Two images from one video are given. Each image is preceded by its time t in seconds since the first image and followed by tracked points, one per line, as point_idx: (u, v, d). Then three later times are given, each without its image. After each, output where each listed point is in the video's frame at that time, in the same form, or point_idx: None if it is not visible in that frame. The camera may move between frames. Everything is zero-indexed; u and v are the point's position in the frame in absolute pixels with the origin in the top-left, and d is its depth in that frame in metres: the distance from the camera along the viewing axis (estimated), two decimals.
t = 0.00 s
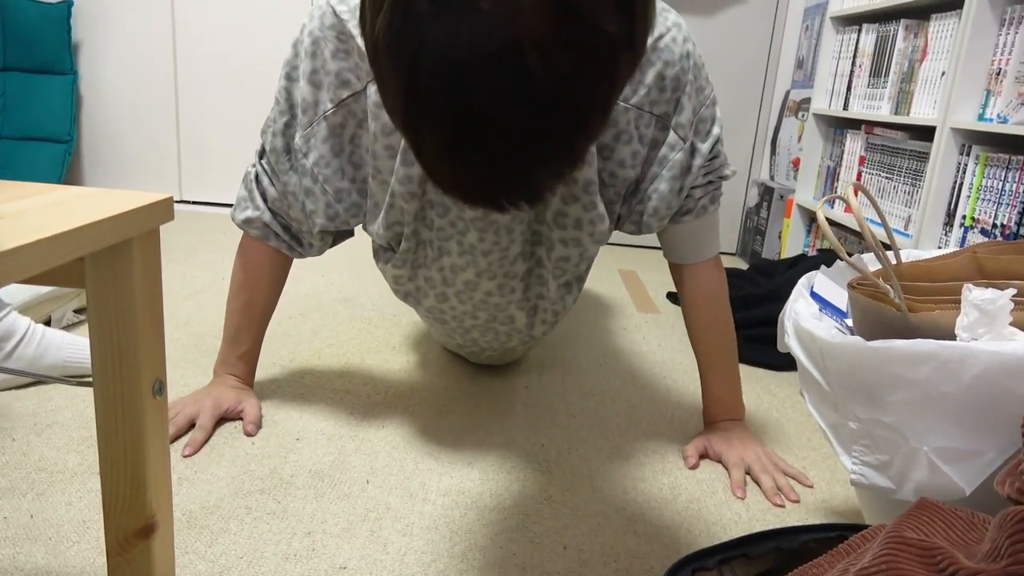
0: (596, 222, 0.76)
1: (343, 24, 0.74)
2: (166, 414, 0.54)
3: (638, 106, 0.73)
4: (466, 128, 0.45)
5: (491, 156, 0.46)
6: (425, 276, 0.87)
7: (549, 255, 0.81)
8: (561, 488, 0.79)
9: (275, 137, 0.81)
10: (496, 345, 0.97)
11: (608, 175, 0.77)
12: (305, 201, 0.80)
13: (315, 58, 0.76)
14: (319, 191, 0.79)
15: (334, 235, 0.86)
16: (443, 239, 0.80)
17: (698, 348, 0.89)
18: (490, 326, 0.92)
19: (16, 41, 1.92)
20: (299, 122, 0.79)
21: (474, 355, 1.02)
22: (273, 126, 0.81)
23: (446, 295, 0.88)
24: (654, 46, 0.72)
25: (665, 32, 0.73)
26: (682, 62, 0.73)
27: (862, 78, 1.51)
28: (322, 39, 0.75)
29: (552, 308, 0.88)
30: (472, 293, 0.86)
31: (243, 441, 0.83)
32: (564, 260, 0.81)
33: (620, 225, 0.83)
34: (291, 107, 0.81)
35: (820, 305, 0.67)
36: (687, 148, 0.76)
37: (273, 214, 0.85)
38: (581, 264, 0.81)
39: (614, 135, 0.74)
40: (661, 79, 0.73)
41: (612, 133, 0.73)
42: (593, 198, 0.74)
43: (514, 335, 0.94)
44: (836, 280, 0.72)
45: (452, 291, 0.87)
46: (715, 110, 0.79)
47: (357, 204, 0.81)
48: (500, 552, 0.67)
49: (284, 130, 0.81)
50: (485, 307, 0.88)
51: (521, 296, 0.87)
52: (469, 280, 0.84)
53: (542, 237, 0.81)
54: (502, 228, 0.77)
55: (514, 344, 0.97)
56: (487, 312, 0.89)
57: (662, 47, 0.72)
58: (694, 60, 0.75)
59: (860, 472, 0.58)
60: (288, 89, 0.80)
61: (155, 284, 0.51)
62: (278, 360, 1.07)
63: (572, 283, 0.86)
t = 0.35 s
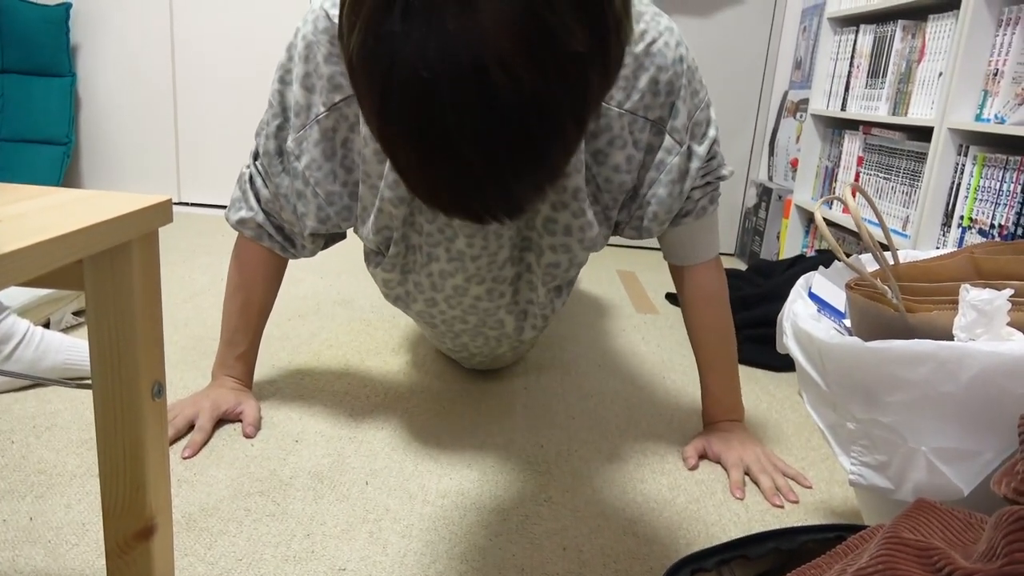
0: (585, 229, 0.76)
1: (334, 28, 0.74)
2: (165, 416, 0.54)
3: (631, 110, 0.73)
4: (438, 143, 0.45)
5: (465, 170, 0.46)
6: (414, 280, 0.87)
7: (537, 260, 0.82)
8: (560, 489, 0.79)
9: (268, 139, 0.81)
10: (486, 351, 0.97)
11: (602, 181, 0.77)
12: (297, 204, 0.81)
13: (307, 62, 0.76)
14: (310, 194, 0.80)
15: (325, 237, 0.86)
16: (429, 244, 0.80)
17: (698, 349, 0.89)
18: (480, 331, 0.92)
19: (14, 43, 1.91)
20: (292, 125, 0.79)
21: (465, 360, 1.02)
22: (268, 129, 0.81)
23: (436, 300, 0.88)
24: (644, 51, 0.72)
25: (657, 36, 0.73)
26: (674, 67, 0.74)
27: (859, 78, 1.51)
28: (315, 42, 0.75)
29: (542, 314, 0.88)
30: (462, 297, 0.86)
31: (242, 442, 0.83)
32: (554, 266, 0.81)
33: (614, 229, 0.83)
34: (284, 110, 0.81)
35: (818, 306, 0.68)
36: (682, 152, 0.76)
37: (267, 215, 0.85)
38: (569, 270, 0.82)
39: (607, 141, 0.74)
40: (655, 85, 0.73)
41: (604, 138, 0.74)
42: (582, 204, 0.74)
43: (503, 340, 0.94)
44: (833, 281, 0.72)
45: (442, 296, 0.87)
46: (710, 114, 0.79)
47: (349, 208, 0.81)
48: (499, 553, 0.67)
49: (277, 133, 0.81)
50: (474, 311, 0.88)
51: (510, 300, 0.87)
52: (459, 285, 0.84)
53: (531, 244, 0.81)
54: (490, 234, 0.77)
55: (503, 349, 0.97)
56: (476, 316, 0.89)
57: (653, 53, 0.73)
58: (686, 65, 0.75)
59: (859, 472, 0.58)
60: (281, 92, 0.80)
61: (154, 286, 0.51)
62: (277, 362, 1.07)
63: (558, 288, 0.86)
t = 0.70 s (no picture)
0: (596, 239, 0.77)
1: (349, 37, 0.74)
2: (172, 421, 0.54)
3: (648, 120, 0.74)
4: (458, 153, 0.46)
5: (485, 181, 0.46)
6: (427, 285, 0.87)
7: (549, 268, 0.81)
8: (566, 500, 0.79)
9: (281, 146, 0.81)
10: (498, 362, 0.97)
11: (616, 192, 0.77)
12: (309, 211, 0.81)
13: (321, 70, 0.77)
14: (324, 202, 0.80)
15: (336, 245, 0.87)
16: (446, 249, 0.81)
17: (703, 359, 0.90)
18: (493, 340, 0.91)
19: (29, 44, 1.93)
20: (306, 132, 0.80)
21: (476, 371, 1.01)
22: (282, 136, 0.82)
23: (450, 308, 0.87)
24: (661, 60, 0.72)
25: (674, 46, 0.73)
26: (692, 77, 0.74)
27: (871, 91, 1.51)
28: (329, 50, 0.76)
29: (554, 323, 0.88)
30: (476, 305, 0.86)
31: (247, 447, 0.83)
32: (564, 276, 0.81)
33: (630, 240, 0.82)
34: (297, 117, 0.81)
35: (827, 320, 0.67)
36: (700, 162, 0.76)
37: (278, 220, 0.86)
38: (580, 280, 0.81)
39: (624, 150, 0.74)
40: (672, 94, 0.73)
41: (621, 147, 0.74)
42: (595, 215, 0.75)
43: (517, 350, 0.94)
44: (843, 295, 0.72)
45: (455, 303, 0.87)
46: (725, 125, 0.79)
47: (362, 216, 0.82)
48: (503, 564, 0.67)
49: (290, 140, 0.81)
50: (488, 318, 0.88)
51: (523, 307, 0.87)
52: (472, 292, 0.84)
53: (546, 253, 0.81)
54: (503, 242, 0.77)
55: (518, 360, 0.96)
56: (489, 323, 0.89)
57: (671, 62, 0.73)
58: (703, 75, 0.75)
59: (866, 489, 0.58)
60: (295, 100, 0.81)
61: (164, 291, 0.51)
62: (283, 365, 1.07)
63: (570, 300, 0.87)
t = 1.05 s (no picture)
0: (595, 258, 0.76)
1: (351, 68, 0.75)
2: (173, 453, 0.54)
3: (647, 142, 0.74)
4: (465, 148, 0.46)
5: (491, 177, 0.47)
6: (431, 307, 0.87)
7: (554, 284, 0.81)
8: (572, 527, 0.78)
9: (281, 175, 0.82)
10: (502, 380, 0.96)
11: (618, 216, 0.77)
12: (309, 240, 0.81)
13: (323, 102, 0.78)
14: (323, 230, 0.80)
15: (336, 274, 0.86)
16: (449, 272, 0.81)
17: (711, 378, 0.89)
18: (497, 359, 0.91)
19: (35, 80, 1.97)
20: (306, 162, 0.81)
21: (480, 391, 1.01)
22: (283, 167, 0.82)
23: (454, 328, 0.87)
24: (660, 83, 0.73)
25: (672, 70, 0.74)
26: (690, 102, 0.75)
27: (868, 110, 1.52)
28: (331, 81, 0.77)
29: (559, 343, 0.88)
30: (480, 324, 0.85)
31: (250, 476, 0.83)
32: (565, 293, 0.80)
33: (636, 266, 0.82)
34: (298, 148, 0.82)
35: (831, 340, 0.67)
36: (706, 185, 0.77)
37: (278, 247, 0.85)
38: (580, 298, 0.81)
39: (624, 171, 0.74)
40: (671, 117, 0.74)
41: (620, 168, 0.74)
42: (595, 233, 0.75)
43: (521, 367, 0.93)
44: (846, 315, 0.72)
45: (459, 323, 0.86)
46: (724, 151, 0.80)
47: (365, 241, 0.82)
48: None
49: (290, 170, 0.82)
50: (492, 338, 0.87)
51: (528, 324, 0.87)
52: (476, 313, 0.84)
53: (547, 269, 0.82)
54: (508, 258, 0.77)
55: (523, 378, 0.96)
56: (495, 342, 0.88)
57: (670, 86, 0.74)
58: (702, 100, 0.76)
59: (875, 512, 0.57)
60: (297, 131, 0.82)
61: (166, 322, 0.51)
62: (286, 394, 1.07)
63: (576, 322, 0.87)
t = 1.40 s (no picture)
0: (607, 275, 0.76)
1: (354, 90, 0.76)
2: (173, 461, 0.54)
3: (652, 157, 0.74)
4: (462, 190, 0.47)
5: (489, 217, 0.48)
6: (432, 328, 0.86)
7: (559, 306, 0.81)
8: (572, 535, 0.77)
9: (282, 190, 0.82)
10: (504, 401, 0.95)
11: (625, 231, 0.77)
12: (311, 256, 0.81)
13: (325, 118, 0.79)
14: (324, 247, 0.80)
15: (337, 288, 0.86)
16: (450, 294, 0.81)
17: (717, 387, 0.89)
18: (500, 381, 0.90)
19: (38, 88, 1.98)
20: (307, 178, 0.81)
21: (482, 414, 1.00)
22: (285, 181, 0.82)
23: (457, 351, 0.86)
24: (663, 98, 0.73)
25: (674, 84, 0.74)
26: (693, 115, 0.75)
27: (868, 118, 1.52)
28: (334, 98, 0.78)
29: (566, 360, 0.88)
30: (484, 345, 0.85)
31: (250, 484, 0.82)
32: (575, 315, 0.80)
33: (646, 278, 0.82)
34: (301, 164, 0.82)
35: (832, 347, 0.67)
36: (713, 196, 0.77)
37: (278, 257, 0.85)
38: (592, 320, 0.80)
39: (630, 186, 0.74)
40: (676, 131, 0.74)
41: (627, 183, 0.74)
42: (605, 250, 0.75)
43: (524, 388, 0.93)
44: (848, 323, 0.72)
45: (462, 345, 0.85)
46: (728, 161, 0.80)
47: (365, 259, 0.82)
48: None
49: (291, 187, 0.82)
50: (496, 359, 0.86)
51: (531, 346, 0.87)
52: (479, 335, 0.83)
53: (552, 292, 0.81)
54: (512, 279, 0.77)
55: (525, 400, 0.95)
56: (498, 364, 0.87)
57: (674, 103, 0.74)
58: (704, 113, 0.76)
59: (878, 520, 0.57)
60: (300, 147, 0.82)
61: (166, 329, 0.51)
62: (286, 401, 1.07)
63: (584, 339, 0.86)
